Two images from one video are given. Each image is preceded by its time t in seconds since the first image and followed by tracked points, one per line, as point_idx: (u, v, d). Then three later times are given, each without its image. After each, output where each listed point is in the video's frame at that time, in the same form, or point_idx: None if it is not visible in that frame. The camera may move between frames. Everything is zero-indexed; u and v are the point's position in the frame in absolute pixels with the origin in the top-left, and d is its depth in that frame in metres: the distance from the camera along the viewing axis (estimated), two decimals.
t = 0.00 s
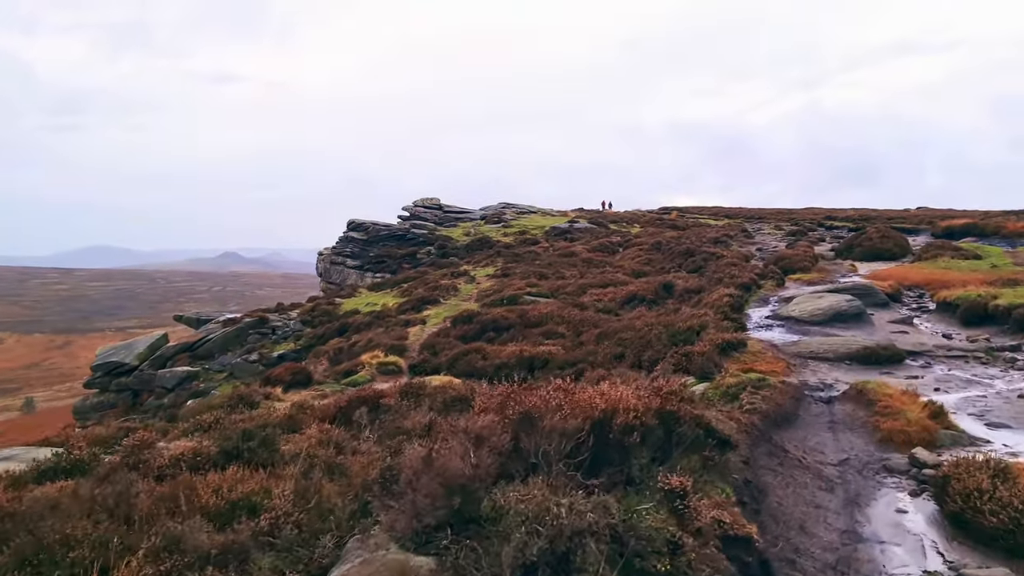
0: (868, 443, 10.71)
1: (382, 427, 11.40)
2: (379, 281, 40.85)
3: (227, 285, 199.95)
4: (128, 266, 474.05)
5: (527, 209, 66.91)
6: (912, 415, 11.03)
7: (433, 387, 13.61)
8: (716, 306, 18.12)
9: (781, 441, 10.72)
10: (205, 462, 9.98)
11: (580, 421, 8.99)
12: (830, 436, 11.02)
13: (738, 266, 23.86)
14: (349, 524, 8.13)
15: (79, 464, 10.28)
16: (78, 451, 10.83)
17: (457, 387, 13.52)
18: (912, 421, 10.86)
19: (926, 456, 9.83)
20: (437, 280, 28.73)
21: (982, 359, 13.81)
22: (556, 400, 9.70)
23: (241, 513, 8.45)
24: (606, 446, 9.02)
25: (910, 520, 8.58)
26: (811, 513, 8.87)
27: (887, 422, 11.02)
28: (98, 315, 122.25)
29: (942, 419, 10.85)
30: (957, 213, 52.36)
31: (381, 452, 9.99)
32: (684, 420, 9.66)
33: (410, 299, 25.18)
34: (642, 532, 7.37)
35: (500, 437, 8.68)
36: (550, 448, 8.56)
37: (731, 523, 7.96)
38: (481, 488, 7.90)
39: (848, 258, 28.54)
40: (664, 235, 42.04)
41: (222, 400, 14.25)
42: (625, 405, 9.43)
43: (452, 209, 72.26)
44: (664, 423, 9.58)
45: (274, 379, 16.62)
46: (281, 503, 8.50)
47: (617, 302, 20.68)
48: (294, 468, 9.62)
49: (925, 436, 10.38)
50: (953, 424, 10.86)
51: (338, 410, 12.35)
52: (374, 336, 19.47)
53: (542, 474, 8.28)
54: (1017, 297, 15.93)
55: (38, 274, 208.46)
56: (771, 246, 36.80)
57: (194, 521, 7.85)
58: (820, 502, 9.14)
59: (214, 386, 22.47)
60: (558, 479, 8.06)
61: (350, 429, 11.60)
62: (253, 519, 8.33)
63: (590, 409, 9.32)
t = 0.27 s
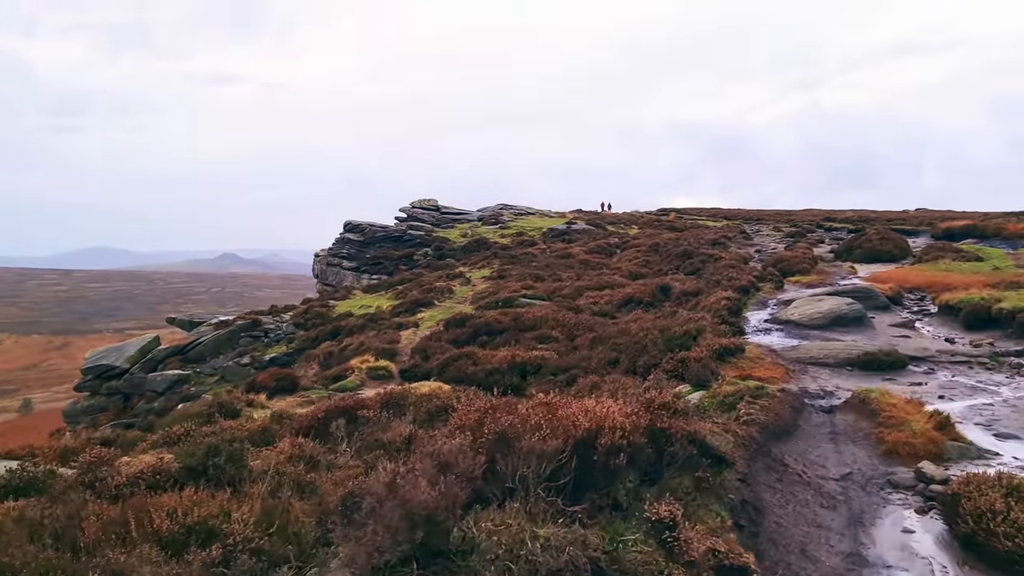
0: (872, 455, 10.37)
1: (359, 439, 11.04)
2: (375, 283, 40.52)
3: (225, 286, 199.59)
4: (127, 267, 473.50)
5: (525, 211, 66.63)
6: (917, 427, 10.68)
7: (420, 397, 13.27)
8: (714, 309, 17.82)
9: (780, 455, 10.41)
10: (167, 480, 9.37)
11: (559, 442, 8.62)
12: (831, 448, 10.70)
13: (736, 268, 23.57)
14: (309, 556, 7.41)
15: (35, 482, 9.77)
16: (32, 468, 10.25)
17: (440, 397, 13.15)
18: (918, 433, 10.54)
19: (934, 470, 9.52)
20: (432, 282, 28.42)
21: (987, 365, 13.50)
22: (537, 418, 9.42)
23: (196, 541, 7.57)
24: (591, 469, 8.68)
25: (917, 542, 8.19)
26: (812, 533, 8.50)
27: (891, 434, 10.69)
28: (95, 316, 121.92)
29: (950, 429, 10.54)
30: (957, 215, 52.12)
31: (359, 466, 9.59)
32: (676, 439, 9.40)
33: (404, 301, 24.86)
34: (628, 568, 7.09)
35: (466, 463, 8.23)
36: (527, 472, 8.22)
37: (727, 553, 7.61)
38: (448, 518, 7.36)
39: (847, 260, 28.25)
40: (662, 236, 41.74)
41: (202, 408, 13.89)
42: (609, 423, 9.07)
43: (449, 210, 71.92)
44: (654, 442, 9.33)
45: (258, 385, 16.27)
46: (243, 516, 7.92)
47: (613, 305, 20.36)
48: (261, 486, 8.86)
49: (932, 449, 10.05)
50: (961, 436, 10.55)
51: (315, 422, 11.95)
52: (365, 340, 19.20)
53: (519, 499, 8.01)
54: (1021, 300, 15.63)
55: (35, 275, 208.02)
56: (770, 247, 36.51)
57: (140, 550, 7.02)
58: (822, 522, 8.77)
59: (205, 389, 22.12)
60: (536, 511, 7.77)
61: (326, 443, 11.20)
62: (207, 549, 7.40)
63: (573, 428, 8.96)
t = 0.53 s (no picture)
0: (880, 466, 10.11)
1: (339, 451, 10.66)
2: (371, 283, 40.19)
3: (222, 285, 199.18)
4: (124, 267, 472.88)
5: (523, 210, 66.34)
6: (928, 437, 10.37)
7: (410, 403, 12.94)
8: (713, 310, 17.51)
9: (783, 466, 10.09)
10: (127, 497, 8.77)
11: (543, 462, 8.19)
12: (838, 459, 10.43)
13: (735, 268, 23.25)
14: None
15: None
16: None
17: (426, 404, 12.79)
18: (929, 442, 10.21)
19: (945, 482, 9.17)
20: (428, 282, 28.11)
21: (995, 368, 13.19)
22: (515, 436, 8.89)
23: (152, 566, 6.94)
24: (578, 489, 8.24)
25: (930, 562, 7.80)
26: (819, 552, 8.18)
27: (901, 444, 10.38)
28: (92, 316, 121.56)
29: (962, 439, 10.23)
30: (957, 215, 51.88)
31: (335, 482, 9.21)
32: (674, 458, 9.11)
33: (399, 302, 24.55)
34: None
35: (435, 491, 7.71)
36: (507, 495, 7.76)
37: None
38: (412, 552, 6.89)
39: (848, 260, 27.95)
40: (660, 236, 41.43)
41: (181, 414, 13.53)
42: (599, 440, 8.77)
43: (447, 210, 71.54)
44: (650, 460, 9.11)
45: (243, 389, 15.91)
46: (196, 541, 7.27)
47: (610, 306, 20.05)
48: (227, 506, 8.42)
49: (944, 459, 9.73)
50: (974, 445, 10.23)
51: (293, 431, 11.54)
52: (357, 342, 18.89)
53: (498, 524, 7.56)
54: None
55: (32, 275, 207.59)
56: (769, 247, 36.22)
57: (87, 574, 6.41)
58: (830, 540, 8.43)
59: (196, 391, 21.76)
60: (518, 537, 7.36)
61: (303, 454, 10.80)
62: None
63: (559, 446, 8.58)
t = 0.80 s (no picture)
0: (890, 483, 9.79)
1: (316, 469, 10.34)
2: (368, 285, 39.87)
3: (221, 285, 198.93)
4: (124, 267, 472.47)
5: (522, 210, 66.11)
6: (941, 452, 10.04)
7: (398, 414, 12.61)
8: (712, 313, 17.22)
9: (788, 485, 9.76)
10: (79, 525, 8.48)
11: (523, 496, 7.81)
12: (846, 476, 10.11)
13: (735, 270, 22.95)
14: None
15: None
16: None
17: (413, 415, 12.42)
18: (942, 458, 9.90)
19: (958, 503, 8.83)
20: (424, 284, 27.82)
21: (1003, 376, 12.89)
22: (494, 463, 8.44)
23: None
24: (564, 528, 7.98)
25: None
26: None
27: (912, 460, 10.04)
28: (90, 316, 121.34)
29: (975, 454, 9.95)
30: (958, 216, 51.61)
31: (308, 507, 8.93)
32: (671, 489, 8.67)
33: (394, 304, 24.27)
34: None
35: (397, 536, 7.27)
36: (485, 535, 7.42)
37: None
38: None
39: (849, 261, 27.66)
40: (659, 237, 41.13)
41: (160, 423, 13.16)
42: (588, 473, 8.40)
43: (445, 210, 71.23)
44: (646, 489, 8.70)
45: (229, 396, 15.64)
46: (151, 570, 7.07)
47: (608, 309, 19.76)
48: (189, 531, 8.11)
49: (957, 478, 9.42)
50: (987, 460, 9.92)
51: (269, 447, 11.21)
52: (350, 347, 18.67)
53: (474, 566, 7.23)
54: None
55: (31, 275, 207.36)
56: (769, 248, 35.96)
57: None
58: (839, 569, 8.09)
59: (188, 395, 21.43)
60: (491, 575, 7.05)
61: (277, 476, 10.41)
62: None
63: (544, 478, 8.27)
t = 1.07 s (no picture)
0: (898, 494, 9.47)
1: (287, 480, 10.01)
2: (363, 284, 39.54)
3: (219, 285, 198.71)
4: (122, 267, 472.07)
5: (519, 210, 65.83)
6: (951, 459, 9.74)
7: (382, 418, 12.26)
8: (710, 313, 16.89)
9: (790, 496, 9.45)
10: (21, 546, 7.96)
11: (492, 526, 7.40)
12: (851, 486, 9.79)
13: (733, 269, 22.64)
14: None
15: None
16: None
17: (395, 420, 12.03)
18: (952, 466, 9.60)
19: (970, 515, 8.49)
20: (419, 283, 27.50)
21: (1010, 377, 12.58)
22: (466, 490, 8.07)
23: None
24: (541, 553, 7.67)
25: None
26: None
27: (920, 469, 9.73)
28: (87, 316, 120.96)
29: (987, 462, 9.64)
30: (958, 215, 51.35)
31: (273, 523, 8.58)
32: (664, 512, 8.30)
33: (388, 304, 23.93)
34: None
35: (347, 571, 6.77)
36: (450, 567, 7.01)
37: None
38: None
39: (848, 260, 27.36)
40: (656, 236, 40.82)
41: (135, 429, 12.79)
42: (566, 493, 8.12)
43: (443, 210, 70.88)
44: (634, 512, 8.33)
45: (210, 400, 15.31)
46: None
47: (604, 308, 19.45)
48: (142, 550, 7.73)
49: (968, 487, 9.13)
50: (1000, 468, 9.62)
51: (237, 456, 10.90)
52: (340, 347, 18.41)
53: None
54: None
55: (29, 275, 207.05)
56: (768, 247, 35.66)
57: None
58: None
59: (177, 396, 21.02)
60: None
61: (244, 487, 10.15)
62: None
63: (515, 504, 7.97)
